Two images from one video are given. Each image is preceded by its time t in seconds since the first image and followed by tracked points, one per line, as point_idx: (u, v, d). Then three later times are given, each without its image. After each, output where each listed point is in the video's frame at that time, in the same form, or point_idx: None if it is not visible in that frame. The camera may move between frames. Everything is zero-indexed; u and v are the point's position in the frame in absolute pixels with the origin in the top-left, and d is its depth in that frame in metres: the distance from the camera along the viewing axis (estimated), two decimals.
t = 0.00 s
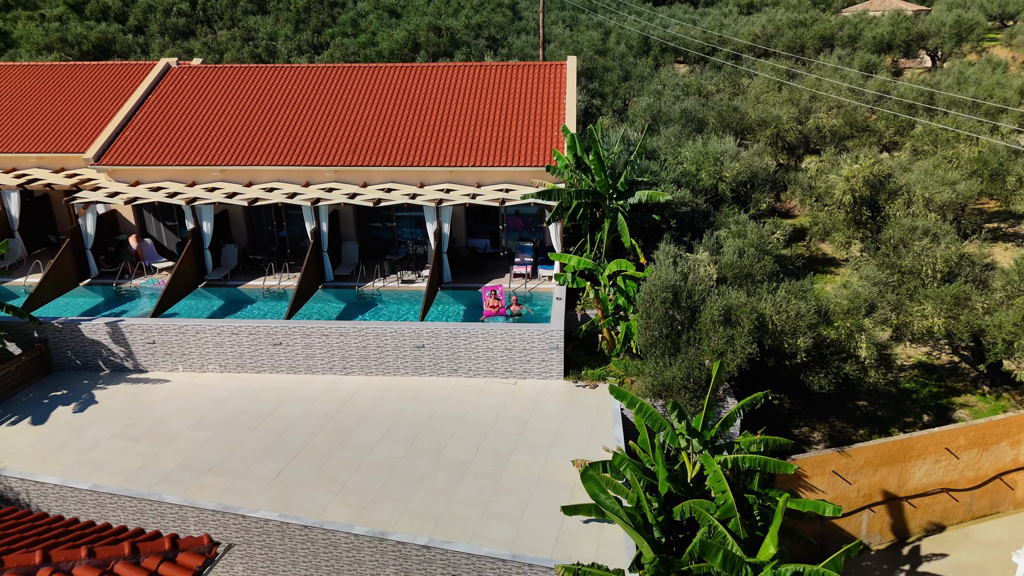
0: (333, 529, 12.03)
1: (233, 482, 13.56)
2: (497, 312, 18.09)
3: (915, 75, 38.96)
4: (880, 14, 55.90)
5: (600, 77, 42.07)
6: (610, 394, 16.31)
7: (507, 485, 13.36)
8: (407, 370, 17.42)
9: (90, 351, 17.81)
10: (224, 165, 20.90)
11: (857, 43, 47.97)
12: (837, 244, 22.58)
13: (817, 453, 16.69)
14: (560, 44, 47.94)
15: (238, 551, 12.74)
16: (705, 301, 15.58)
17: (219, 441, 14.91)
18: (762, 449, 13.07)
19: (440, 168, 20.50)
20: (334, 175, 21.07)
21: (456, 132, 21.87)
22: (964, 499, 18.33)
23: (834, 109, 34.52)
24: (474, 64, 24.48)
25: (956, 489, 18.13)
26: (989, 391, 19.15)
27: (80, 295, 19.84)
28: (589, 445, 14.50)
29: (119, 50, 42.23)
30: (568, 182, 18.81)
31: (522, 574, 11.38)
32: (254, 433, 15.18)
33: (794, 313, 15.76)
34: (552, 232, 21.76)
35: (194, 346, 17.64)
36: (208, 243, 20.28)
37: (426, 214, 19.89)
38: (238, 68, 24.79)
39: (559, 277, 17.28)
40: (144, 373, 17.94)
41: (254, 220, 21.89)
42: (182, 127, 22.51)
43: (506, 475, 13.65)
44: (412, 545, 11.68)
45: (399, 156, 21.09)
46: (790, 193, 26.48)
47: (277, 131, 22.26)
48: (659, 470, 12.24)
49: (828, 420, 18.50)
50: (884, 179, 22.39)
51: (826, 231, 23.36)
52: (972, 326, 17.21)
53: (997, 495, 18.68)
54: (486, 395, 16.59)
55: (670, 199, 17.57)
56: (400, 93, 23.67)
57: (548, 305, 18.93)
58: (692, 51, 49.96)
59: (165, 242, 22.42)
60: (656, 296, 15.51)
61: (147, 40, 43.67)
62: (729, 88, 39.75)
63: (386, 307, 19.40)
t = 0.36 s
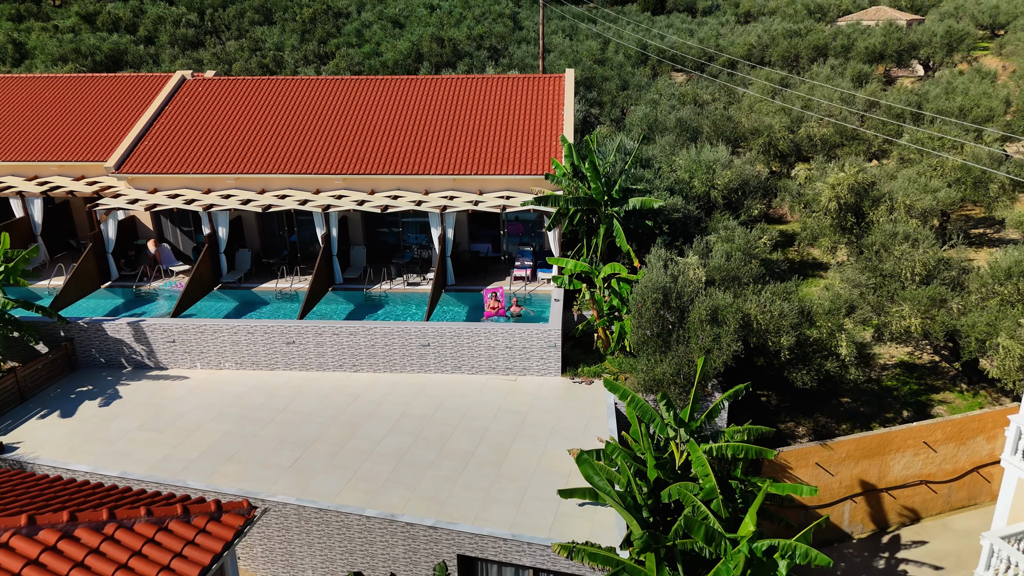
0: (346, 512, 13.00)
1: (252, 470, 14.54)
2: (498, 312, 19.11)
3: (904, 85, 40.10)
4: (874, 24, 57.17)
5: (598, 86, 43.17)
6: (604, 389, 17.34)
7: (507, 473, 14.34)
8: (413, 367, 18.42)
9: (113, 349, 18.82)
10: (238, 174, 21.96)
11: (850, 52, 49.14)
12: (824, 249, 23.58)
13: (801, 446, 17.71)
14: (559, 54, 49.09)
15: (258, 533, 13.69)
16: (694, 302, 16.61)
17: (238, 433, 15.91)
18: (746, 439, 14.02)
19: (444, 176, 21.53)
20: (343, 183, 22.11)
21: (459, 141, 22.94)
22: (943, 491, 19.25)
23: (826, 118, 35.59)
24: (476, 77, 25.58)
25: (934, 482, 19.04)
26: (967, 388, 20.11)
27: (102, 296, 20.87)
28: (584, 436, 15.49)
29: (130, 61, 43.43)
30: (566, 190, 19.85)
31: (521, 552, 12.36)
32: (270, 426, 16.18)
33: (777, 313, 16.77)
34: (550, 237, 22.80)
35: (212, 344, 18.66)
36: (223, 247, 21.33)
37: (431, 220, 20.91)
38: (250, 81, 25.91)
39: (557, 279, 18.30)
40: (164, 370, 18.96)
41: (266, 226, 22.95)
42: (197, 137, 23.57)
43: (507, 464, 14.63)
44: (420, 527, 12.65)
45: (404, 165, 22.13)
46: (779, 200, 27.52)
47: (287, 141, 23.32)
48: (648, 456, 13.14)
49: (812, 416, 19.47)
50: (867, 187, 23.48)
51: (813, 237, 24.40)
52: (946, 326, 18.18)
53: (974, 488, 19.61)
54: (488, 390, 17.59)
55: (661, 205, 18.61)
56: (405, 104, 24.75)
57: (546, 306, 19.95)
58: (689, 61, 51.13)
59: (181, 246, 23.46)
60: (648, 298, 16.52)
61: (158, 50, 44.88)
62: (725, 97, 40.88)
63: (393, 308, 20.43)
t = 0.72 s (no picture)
0: (358, 497, 13.99)
1: (269, 459, 15.55)
2: (499, 313, 20.16)
3: (895, 94, 41.20)
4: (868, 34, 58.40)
5: (597, 95, 44.27)
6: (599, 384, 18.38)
7: (508, 463, 15.35)
8: (419, 364, 19.46)
9: (135, 347, 19.86)
10: (252, 181, 23.04)
11: (844, 62, 50.26)
12: (812, 253, 24.57)
13: (786, 440, 18.65)
14: (559, 63, 50.27)
15: (275, 518, 14.69)
16: (684, 302, 17.66)
17: (255, 426, 16.93)
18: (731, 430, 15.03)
19: (448, 184, 22.59)
20: (352, 190, 23.18)
21: (463, 150, 24.02)
22: (923, 483, 20.22)
23: (817, 127, 36.68)
24: (479, 88, 26.70)
25: (914, 474, 20.01)
26: (946, 386, 21.10)
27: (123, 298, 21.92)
28: (580, 428, 16.51)
29: (142, 71, 44.69)
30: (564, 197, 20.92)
31: (521, 533, 13.33)
32: (285, 419, 17.20)
33: (763, 312, 17.79)
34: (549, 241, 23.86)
35: (228, 343, 19.71)
36: (237, 251, 22.40)
37: (436, 225, 21.96)
38: (261, 92, 27.03)
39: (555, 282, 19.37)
40: (183, 368, 20.00)
41: (278, 231, 24.04)
42: (212, 146, 24.67)
43: (508, 454, 15.64)
44: (427, 510, 13.64)
45: (410, 173, 23.20)
46: (770, 206, 28.60)
47: (298, 150, 24.40)
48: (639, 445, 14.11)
49: (798, 412, 20.47)
50: (853, 194, 24.53)
51: (802, 241, 25.46)
52: (924, 326, 19.34)
53: (953, 481, 20.59)
54: (491, 386, 18.63)
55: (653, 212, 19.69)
56: (410, 114, 25.85)
57: (545, 307, 21.00)
58: (686, 70, 52.29)
59: (196, 250, 24.56)
60: (640, 298, 17.58)
61: (168, 60, 46.10)
62: (720, 106, 42.02)
63: (399, 308, 21.48)
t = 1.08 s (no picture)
0: (368, 484, 14.94)
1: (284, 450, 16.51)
2: (499, 313, 21.16)
3: (886, 103, 42.21)
4: (862, 42, 59.44)
5: (595, 103, 45.34)
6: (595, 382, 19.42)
7: (509, 453, 16.29)
8: (425, 362, 20.44)
9: (153, 346, 20.87)
10: (264, 188, 24.07)
11: (838, 70, 51.31)
12: (801, 257, 25.57)
13: (775, 434, 19.39)
14: (559, 71, 51.37)
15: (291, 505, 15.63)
16: (675, 303, 18.65)
17: (270, 420, 17.90)
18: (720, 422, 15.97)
19: (452, 190, 23.58)
20: (359, 197, 24.18)
21: (466, 158, 25.04)
22: (906, 477, 21.11)
23: (810, 134, 37.68)
24: (481, 98, 27.74)
25: (898, 468, 20.90)
26: (929, 383, 22.01)
27: (141, 299, 22.94)
28: (578, 422, 17.48)
29: (152, 80, 45.90)
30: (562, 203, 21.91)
31: (521, 517, 14.25)
32: (298, 414, 18.16)
33: (750, 312, 18.77)
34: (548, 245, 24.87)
35: (243, 342, 20.71)
36: (250, 254, 23.41)
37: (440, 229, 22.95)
38: (272, 102, 28.10)
39: (554, 284, 20.37)
40: (199, 365, 20.98)
41: (289, 235, 25.08)
42: (225, 154, 25.72)
43: (509, 445, 16.60)
44: (433, 496, 14.58)
45: (415, 181, 24.21)
46: (762, 212, 29.61)
47: (307, 158, 25.43)
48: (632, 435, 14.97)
49: (786, 408, 21.41)
50: (840, 200, 25.64)
51: (792, 245, 26.44)
52: (905, 325, 20.34)
53: (935, 474, 21.49)
54: (493, 383, 19.61)
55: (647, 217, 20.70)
56: (414, 123, 26.88)
57: (544, 307, 21.97)
58: (684, 78, 53.36)
59: (210, 253, 25.58)
60: (634, 300, 18.56)
61: (177, 69, 47.26)
62: (716, 114, 43.06)
63: (405, 309, 22.48)
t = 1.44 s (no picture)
0: (379, 473, 16.00)
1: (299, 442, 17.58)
2: (500, 314, 22.26)
3: (877, 112, 43.39)
4: (856, 51, 60.64)
5: (594, 111, 46.55)
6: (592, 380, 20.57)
7: (510, 445, 17.36)
8: (430, 361, 21.55)
9: (172, 345, 22.00)
10: (276, 196, 25.19)
11: (831, 79, 52.50)
12: (790, 262, 26.67)
13: (762, 430, 20.34)
14: (559, 80, 52.61)
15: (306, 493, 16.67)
16: (666, 305, 19.77)
17: (285, 415, 18.97)
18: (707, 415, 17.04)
19: (455, 198, 24.68)
20: (367, 204, 25.27)
21: (469, 167, 26.16)
22: (888, 471, 22.16)
23: (802, 143, 38.84)
24: (483, 109, 28.91)
25: (880, 462, 21.93)
26: (910, 382, 23.08)
27: (159, 302, 24.07)
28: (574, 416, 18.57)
29: (163, 89, 47.21)
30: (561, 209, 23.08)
31: (522, 503, 15.29)
32: (311, 409, 19.23)
33: (738, 313, 19.85)
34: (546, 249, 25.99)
35: (257, 341, 21.82)
36: (263, 259, 24.54)
37: (445, 234, 24.06)
38: (283, 113, 29.30)
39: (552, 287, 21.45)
40: (215, 364, 22.08)
41: (299, 241, 26.23)
42: (238, 163, 26.87)
43: (510, 438, 17.68)
44: (439, 483, 15.65)
45: (421, 189, 25.33)
46: (753, 218, 30.76)
47: (317, 167, 26.57)
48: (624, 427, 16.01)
49: (774, 405, 22.49)
50: (827, 207, 26.79)
51: (781, 250, 27.57)
52: (886, 326, 21.42)
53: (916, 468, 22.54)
54: (494, 380, 20.72)
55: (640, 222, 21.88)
56: (419, 134, 28.03)
57: (543, 308, 23.09)
58: (681, 86, 54.58)
59: (223, 258, 26.71)
60: (628, 302, 19.69)
61: (187, 78, 48.55)
62: (711, 123, 44.27)
63: (411, 310, 23.60)
